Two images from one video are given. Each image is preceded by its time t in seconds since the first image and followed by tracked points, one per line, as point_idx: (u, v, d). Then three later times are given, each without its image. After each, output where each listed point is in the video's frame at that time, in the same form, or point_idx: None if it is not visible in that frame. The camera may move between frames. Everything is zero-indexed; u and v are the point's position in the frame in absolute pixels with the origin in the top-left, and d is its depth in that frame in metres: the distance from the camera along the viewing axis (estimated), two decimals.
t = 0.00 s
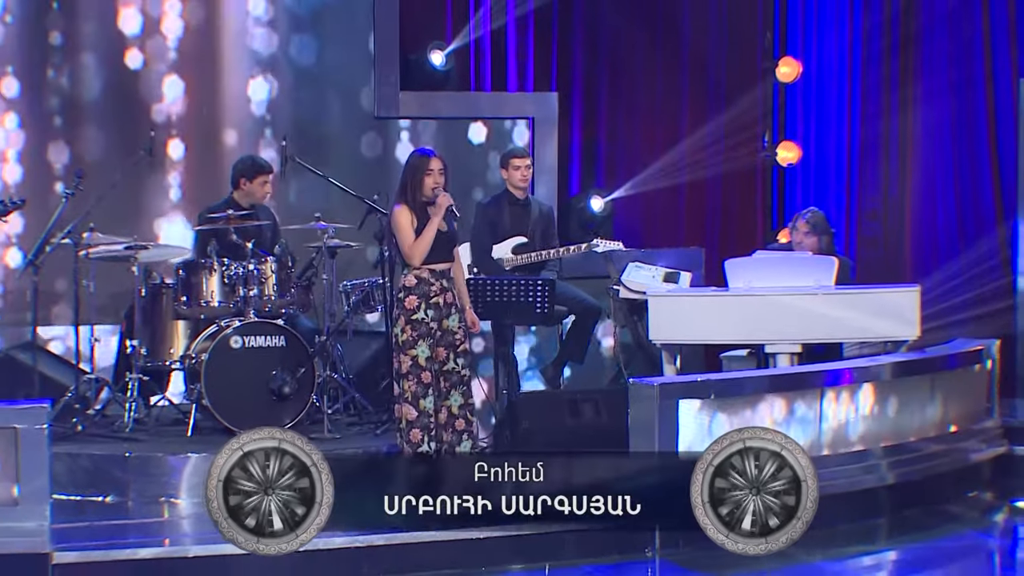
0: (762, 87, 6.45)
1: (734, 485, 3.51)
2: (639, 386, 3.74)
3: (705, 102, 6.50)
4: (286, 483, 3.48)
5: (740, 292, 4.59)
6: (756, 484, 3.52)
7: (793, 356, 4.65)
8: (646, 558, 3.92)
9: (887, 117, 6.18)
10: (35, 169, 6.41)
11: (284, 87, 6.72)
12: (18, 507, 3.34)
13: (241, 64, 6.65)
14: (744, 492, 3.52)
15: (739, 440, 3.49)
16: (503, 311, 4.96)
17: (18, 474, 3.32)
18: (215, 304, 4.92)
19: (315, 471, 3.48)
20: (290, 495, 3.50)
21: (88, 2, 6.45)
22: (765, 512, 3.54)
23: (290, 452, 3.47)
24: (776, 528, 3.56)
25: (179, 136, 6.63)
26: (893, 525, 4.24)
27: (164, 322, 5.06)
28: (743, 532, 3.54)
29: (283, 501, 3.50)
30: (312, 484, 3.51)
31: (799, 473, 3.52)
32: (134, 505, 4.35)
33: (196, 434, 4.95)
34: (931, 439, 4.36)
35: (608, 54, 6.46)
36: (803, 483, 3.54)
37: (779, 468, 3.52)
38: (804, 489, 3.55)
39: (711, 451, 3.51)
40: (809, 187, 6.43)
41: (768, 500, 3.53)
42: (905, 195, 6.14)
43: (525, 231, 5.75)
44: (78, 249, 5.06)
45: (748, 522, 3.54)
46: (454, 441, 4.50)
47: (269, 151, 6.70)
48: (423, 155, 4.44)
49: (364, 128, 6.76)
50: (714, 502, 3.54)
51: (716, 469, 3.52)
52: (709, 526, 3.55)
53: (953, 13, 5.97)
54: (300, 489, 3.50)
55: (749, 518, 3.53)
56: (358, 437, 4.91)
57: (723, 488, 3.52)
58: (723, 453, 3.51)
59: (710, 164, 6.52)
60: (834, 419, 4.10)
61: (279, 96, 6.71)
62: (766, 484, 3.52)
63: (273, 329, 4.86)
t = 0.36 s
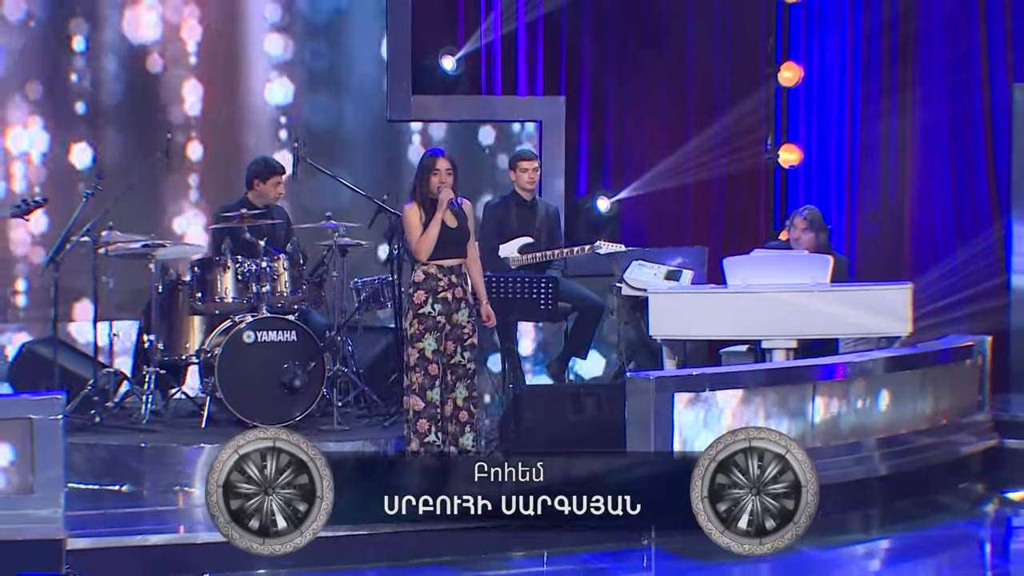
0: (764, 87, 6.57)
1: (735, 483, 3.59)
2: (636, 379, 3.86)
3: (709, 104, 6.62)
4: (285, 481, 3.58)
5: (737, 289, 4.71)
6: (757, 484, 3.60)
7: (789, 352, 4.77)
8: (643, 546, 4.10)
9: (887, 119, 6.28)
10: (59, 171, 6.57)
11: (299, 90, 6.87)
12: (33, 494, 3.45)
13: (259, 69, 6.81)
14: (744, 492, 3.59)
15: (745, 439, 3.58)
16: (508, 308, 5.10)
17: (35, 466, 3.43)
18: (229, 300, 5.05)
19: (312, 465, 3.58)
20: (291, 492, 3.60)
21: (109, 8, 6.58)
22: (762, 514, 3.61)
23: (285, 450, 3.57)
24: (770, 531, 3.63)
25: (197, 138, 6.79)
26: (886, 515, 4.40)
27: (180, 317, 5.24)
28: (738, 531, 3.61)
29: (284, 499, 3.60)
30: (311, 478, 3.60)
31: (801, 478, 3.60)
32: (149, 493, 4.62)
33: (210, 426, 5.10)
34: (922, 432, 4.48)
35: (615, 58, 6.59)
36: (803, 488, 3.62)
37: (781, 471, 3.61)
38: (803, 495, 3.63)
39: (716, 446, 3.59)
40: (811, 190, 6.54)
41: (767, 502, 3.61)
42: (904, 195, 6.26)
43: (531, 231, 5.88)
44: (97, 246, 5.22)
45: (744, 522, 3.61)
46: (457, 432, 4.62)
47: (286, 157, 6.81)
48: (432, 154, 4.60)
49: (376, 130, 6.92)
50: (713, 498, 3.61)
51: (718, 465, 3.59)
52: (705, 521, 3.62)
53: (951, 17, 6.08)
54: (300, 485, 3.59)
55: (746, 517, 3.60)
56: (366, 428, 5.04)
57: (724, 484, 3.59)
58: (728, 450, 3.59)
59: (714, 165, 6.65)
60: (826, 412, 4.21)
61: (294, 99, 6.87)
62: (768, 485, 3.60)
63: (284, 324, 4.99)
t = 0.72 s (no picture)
0: (768, 82, 6.75)
1: (737, 482, 3.58)
2: (632, 372, 3.98)
3: (714, 104, 6.75)
4: (284, 480, 3.57)
5: (736, 287, 4.82)
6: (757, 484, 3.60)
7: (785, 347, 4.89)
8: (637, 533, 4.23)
9: (886, 120, 6.48)
10: (81, 172, 6.72)
11: (314, 94, 7.01)
12: (49, 482, 3.69)
13: (274, 75, 6.95)
14: (745, 491, 3.59)
15: (750, 438, 3.59)
16: (513, 304, 5.22)
17: (51, 456, 3.67)
18: (242, 296, 5.22)
19: (310, 463, 3.56)
20: (291, 490, 3.57)
21: (129, 15, 6.74)
22: (759, 514, 3.61)
23: (281, 448, 3.57)
24: (764, 533, 3.64)
25: (214, 141, 6.90)
26: (878, 505, 4.51)
27: (195, 312, 5.42)
28: (734, 528, 3.61)
29: (284, 499, 3.58)
30: (309, 473, 3.57)
31: (803, 483, 3.61)
32: (163, 481, 4.78)
33: (224, 417, 5.25)
34: (914, 424, 4.60)
35: (622, 63, 6.71)
36: (803, 493, 3.61)
37: (784, 474, 3.61)
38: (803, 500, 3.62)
39: (721, 443, 3.59)
40: (811, 188, 6.75)
41: (765, 503, 3.60)
42: (902, 195, 6.45)
43: (536, 231, 6.02)
44: (114, 244, 5.38)
45: (739, 519, 3.61)
46: (470, 423, 4.73)
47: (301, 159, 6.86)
48: (446, 154, 4.67)
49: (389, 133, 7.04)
50: (712, 495, 3.59)
51: (722, 462, 3.59)
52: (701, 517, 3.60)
53: (949, 20, 6.25)
54: (300, 482, 3.57)
55: (743, 516, 3.60)
56: (375, 421, 5.16)
57: (726, 482, 3.58)
58: (732, 447, 3.60)
59: (718, 165, 6.78)
60: (819, 405, 4.34)
61: (309, 103, 7.00)
62: (769, 487, 3.60)
63: (295, 320, 5.11)
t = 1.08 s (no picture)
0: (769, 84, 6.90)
1: (672, 485, 3.78)
2: (630, 366, 4.11)
3: (718, 103, 6.90)
4: (346, 485, 3.75)
5: (733, 284, 4.96)
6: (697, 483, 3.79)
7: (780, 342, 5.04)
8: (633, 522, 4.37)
9: (885, 124, 6.66)
10: (103, 176, 6.78)
11: (329, 98, 7.05)
12: (64, 471, 4.05)
13: (290, 79, 7.01)
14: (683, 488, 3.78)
15: (675, 442, 3.81)
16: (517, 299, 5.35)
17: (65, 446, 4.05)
18: (256, 292, 5.39)
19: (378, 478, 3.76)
20: (349, 497, 3.76)
21: (147, 21, 6.80)
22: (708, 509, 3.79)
23: (355, 456, 3.75)
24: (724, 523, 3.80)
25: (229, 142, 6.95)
26: (869, 494, 4.66)
27: (211, 308, 5.60)
28: (689, 533, 3.79)
29: (341, 502, 3.75)
30: (371, 489, 3.78)
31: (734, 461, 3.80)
32: (179, 471, 4.98)
33: (238, 409, 5.40)
34: (903, 417, 4.78)
35: (628, 68, 6.85)
36: (741, 478, 3.80)
37: (716, 467, 3.80)
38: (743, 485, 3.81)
39: (649, 457, 3.80)
40: (812, 186, 6.90)
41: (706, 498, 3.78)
42: (902, 196, 6.63)
43: (541, 229, 6.16)
44: (132, 242, 5.54)
45: (694, 521, 3.79)
46: (478, 414, 4.79)
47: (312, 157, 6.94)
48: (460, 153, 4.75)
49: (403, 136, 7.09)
50: (657, 506, 3.78)
51: (653, 476, 3.79)
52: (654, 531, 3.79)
53: (946, 24, 6.49)
54: (360, 493, 3.77)
55: (695, 519, 3.78)
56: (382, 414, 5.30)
57: (665, 492, 3.77)
58: (659, 457, 3.81)
59: (722, 165, 6.92)
60: (811, 398, 4.52)
61: (324, 106, 7.05)
62: (708, 482, 3.79)
63: (305, 314, 5.28)
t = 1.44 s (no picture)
0: (773, 84, 7.00)
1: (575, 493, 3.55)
2: (630, 359, 4.32)
3: (722, 103, 7.00)
4: (443, 486, 3.51)
5: (731, 281, 5.10)
6: (597, 481, 3.56)
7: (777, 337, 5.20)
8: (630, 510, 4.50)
9: (885, 125, 6.94)
10: (126, 175, 6.97)
11: (344, 101, 7.23)
12: (82, 459, 4.25)
13: (307, 84, 7.18)
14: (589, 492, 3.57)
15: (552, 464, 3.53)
16: (523, 296, 5.51)
17: (84, 435, 4.25)
18: (270, 288, 5.57)
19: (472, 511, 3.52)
20: (447, 498, 3.52)
21: (169, 26, 7.00)
22: (621, 499, 3.59)
23: (466, 479, 3.49)
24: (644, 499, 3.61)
25: (246, 143, 7.14)
26: (861, 483, 4.85)
27: (227, 303, 5.75)
28: (622, 529, 3.59)
29: (427, 505, 3.54)
30: (459, 515, 3.53)
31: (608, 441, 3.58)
32: (194, 460, 5.16)
33: (253, 401, 5.59)
34: (895, 410, 5.00)
35: (636, 71, 7.00)
36: (626, 450, 3.61)
37: (598, 460, 3.57)
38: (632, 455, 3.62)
39: (542, 495, 3.54)
40: (814, 192, 7.05)
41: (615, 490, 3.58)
42: (902, 197, 6.93)
43: (547, 228, 6.30)
44: (150, 240, 5.69)
45: (618, 516, 3.60)
46: (483, 407, 4.89)
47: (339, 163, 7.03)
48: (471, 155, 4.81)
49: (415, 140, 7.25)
50: (579, 525, 3.58)
51: (555, 501, 3.56)
52: (591, 543, 3.57)
53: (944, 35, 6.81)
54: (448, 501, 3.53)
55: (614, 513, 3.60)
56: (392, 405, 5.50)
57: (574, 500, 3.56)
58: (549, 485, 3.55)
59: (726, 165, 7.04)
60: (806, 391, 4.72)
61: (340, 110, 7.23)
62: (604, 475, 3.56)
63: (317, 310, 5.46)
